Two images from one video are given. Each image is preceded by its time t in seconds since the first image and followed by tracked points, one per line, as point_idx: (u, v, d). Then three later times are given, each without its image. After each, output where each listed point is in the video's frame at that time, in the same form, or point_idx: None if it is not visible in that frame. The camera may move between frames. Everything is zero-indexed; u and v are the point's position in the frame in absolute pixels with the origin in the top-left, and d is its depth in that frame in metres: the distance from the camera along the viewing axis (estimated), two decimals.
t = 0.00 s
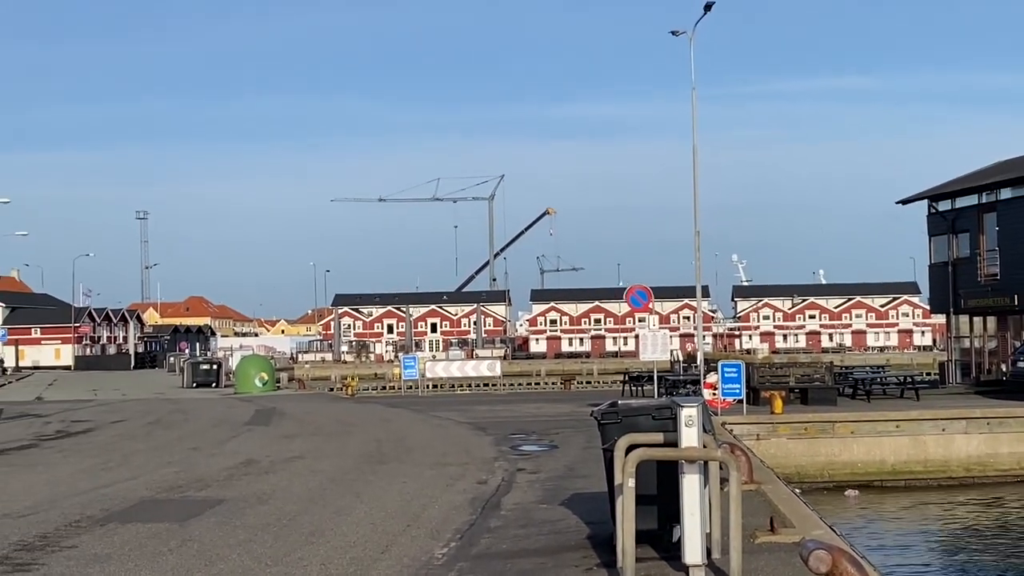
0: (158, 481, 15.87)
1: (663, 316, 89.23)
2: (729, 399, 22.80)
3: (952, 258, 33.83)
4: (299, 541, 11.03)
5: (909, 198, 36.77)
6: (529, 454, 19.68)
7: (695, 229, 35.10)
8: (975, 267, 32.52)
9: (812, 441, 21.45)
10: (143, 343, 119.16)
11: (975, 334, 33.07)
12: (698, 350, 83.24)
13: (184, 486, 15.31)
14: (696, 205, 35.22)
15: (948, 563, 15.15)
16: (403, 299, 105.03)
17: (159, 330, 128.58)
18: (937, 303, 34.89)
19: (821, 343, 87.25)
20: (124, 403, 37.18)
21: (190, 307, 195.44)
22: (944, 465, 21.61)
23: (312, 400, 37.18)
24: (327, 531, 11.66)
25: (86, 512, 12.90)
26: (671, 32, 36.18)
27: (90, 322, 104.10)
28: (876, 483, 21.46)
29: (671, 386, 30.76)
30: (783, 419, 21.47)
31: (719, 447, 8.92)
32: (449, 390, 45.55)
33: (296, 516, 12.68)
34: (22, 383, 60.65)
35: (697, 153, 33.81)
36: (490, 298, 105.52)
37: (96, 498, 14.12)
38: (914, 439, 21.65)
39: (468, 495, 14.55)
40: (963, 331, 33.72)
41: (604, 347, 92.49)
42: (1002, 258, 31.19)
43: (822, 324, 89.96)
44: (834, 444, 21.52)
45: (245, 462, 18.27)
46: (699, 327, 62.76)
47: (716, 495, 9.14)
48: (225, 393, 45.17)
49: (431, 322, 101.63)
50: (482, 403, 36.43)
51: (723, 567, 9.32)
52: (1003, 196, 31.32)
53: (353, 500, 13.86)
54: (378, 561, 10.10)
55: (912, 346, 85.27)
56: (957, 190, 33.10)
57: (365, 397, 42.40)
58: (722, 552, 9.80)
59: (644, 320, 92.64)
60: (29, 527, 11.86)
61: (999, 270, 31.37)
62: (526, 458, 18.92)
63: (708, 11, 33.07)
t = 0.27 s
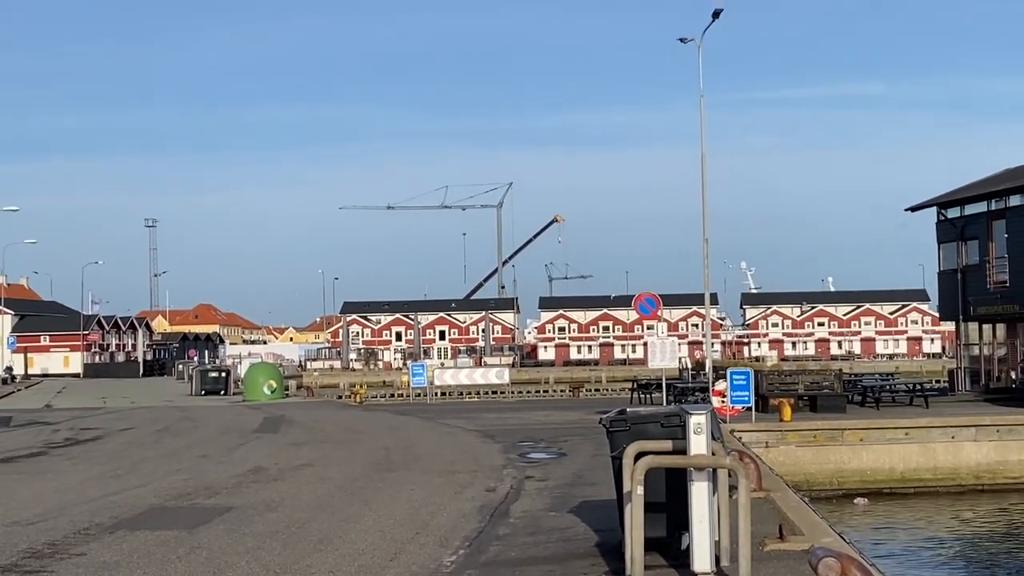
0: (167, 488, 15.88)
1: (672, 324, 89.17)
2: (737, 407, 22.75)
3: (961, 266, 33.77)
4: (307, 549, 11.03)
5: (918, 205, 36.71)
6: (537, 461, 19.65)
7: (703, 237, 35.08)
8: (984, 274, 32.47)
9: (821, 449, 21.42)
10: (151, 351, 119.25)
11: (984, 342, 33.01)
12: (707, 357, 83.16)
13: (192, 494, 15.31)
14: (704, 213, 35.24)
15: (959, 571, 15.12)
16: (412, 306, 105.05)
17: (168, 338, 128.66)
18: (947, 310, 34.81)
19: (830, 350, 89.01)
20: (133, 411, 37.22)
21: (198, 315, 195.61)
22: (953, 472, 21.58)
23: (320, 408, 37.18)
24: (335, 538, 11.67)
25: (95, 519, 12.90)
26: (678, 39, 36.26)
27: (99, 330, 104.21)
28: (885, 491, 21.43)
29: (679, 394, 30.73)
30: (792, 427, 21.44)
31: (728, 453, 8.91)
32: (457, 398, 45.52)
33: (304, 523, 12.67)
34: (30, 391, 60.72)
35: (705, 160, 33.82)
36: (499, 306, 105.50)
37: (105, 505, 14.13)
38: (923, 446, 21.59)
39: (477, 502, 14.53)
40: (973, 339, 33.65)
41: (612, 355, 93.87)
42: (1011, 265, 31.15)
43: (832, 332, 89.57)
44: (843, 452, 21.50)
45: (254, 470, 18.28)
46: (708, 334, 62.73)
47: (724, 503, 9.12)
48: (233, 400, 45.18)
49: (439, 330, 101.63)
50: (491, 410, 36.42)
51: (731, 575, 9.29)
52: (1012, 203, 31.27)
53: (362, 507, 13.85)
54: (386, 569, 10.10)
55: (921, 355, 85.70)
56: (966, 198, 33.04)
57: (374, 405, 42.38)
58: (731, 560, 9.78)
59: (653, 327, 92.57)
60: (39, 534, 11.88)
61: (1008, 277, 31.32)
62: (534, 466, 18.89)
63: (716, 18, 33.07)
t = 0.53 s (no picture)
0: (173, 504, 15.87)
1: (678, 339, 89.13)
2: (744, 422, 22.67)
3: (967, 280, 33.74)
4: (313, 564, 11.04)
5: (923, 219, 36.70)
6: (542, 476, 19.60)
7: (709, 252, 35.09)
8: (990, 289, 32.43)
9: (827, 463, 21.36)
10: (157, 365, 119.25)
11: (990, 356, 32.97)
12: (713, 373, 83.03)
13: (198, 509, 15.29)
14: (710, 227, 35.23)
15: None
16: (417, 321, 105.07)
17: (173, 353, 128.71)
18: (952, 325, 34.77)
19: (836, 365, 88.93)
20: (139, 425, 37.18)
21: (204, 330, 195.69)
22: (960, 487, 21.56)
23: (325, 423, 37.16)
24: (341, 553, 11.67)
25: (100, 535, 12.89)
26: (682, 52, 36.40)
27: (105, 344, 104.22)
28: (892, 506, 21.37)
29: (685, 409, 30.67)
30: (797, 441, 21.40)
31: (734, 468, 8.91)
32: (463, 413, 45.46)
33: (310, 539, 12.67)
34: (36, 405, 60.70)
35: (710, 174, 33.84)
36: (504, 321, 105.45)
37: (111, 521, 14.13)
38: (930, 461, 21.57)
39: (482, 517, 14.53)
40: (979, 354, 33.60)
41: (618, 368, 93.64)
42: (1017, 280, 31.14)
43: (837, 346, 89.56)
44: (850, 467, 21.44)
45: (259, 485, 18.27)
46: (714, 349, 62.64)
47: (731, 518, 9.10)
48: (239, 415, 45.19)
49: (445, 344, 101.60)
50: (496, 425, 36.37)
51: None
52: (1017, 217, 31.26)
53: (368, 522, 13.85)
54: None
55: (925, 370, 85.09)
56: (972, 212, 33.03)
57: (379, 420, 42.37)
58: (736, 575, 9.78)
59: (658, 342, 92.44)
60: (45, 550, 11.88)
61: (1014, 292, 31.29)
62: (541, 481, 18.88)
63: (722, 33, 33.15)
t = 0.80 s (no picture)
0: (176, 527, 15.87)
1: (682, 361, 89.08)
2: (747, 444, 22.71)
3: (971, 302, 33.73)
4: None
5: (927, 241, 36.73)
6: (545, 498, 19.61)
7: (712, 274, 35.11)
8: (994, 311, 32.42)
9: (831, 486, 21.33)
10: (161, 388, 119.31)
11: (994, 378, 32.95)
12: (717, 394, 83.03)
13: (201, 532, 15.28)
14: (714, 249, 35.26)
15: None
16: (421, 344, 105.10)
17: (177, 376, 128.76)
18: (956, 347, 34.75)
19: (840, 387, 88.48)
20: (142, 448, 37.21)
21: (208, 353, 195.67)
22: (964, 509, 21.54)
23: (329, 446, 37.16)
24: None
25: (103, 558, 12.90)
26: (689, 79, 37.94)
27: (109, 367, 104.31)
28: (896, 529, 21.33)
29: (688, 432, 30.64)
30: (801, 464, 21.37)
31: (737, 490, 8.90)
32: (467, 435, 45.46)
33: (313, 561, 12.67)
34: (41, 428, 60.75)
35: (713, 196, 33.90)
36: (508, 343, 105.47)
37: (113, 544, 14.11)
38: (934, 483, 21.56)
39: (485, 540, 14.50)
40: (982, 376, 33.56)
41: (622, 392, 93.07)
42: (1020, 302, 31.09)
43: (841, 368, 89.28)
44: (854, 489, 21.40)
45: (263, 508, 18.27)
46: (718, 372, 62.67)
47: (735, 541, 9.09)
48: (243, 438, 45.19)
49: (449, 367, 101.58)
50: (500, 447, 36.35)
51: None
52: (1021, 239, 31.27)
53: (371, 546, 13.83)
54: None
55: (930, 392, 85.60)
56: (975, 234, 33.05)
57: (382, 443, 42.37)
58: None
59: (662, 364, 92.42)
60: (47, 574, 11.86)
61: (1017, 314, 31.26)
62: (544, 503, 18.86)
63: (724, 56, 33.28)
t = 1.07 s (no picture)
0: (177, 561, 15.77)
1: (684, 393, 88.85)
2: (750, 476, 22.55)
3: (973, 333, 33.68)
4: None
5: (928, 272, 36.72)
6: (548, 532, 19.56)
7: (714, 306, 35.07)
8: (996, 342, 32.40)
9: (834, 518, 21.25)
10: (162, 421, 119.09)
11: (997, 410, 32.86)
12: (719, 426, 82.84)
13: (201, 566, 15.19)
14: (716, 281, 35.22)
15: None
16: (423, 376, 104.96)
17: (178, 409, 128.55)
18: (959, 378, 34.67)
19: (842, 419, 87.88)
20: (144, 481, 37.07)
21: (209, 385, 195.32)
22: (968, 542, 21.43)
23: (331, 479, 37.03)
24: None
25: None
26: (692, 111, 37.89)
27: (111, 401, 104.12)
28: (899, 561, 21.22)
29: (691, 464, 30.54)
30: (804, 496, 21.28)
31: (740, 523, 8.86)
32: (468, 468, 45.30)
33: None
34: (42, 462, 60.55)
35: (715, 227, 33.88)
36: (510, 375, 105.31)
37: None
38: (937, 515, 21.47)
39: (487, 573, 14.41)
40: (985, 408, 33.47)
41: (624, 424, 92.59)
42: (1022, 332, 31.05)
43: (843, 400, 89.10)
44: (857, 521, 21.31)
45: (263, 542, 18.16)
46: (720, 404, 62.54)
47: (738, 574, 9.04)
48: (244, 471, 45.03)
49: (451, 399, 101.37)
50: (502, 479, 36.24)
51: None
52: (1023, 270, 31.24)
53: None
54: None
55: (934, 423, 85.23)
56: (978, 265, 33.03)
57: (384, 475, 42.21)
58: None
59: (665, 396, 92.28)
60: None
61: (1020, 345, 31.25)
62: (547, 537, 18.76)
63: (725, 88, 33.33)
